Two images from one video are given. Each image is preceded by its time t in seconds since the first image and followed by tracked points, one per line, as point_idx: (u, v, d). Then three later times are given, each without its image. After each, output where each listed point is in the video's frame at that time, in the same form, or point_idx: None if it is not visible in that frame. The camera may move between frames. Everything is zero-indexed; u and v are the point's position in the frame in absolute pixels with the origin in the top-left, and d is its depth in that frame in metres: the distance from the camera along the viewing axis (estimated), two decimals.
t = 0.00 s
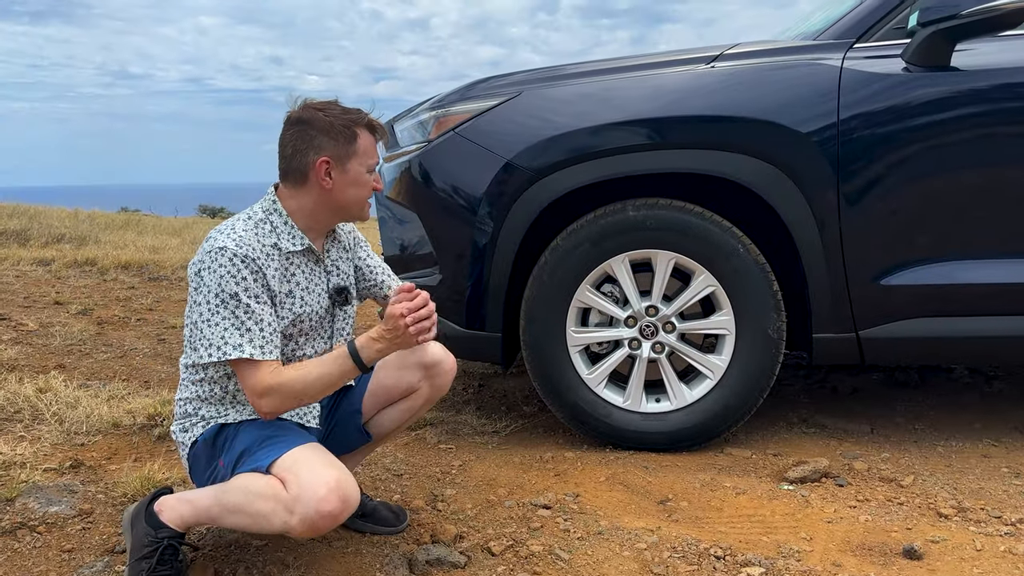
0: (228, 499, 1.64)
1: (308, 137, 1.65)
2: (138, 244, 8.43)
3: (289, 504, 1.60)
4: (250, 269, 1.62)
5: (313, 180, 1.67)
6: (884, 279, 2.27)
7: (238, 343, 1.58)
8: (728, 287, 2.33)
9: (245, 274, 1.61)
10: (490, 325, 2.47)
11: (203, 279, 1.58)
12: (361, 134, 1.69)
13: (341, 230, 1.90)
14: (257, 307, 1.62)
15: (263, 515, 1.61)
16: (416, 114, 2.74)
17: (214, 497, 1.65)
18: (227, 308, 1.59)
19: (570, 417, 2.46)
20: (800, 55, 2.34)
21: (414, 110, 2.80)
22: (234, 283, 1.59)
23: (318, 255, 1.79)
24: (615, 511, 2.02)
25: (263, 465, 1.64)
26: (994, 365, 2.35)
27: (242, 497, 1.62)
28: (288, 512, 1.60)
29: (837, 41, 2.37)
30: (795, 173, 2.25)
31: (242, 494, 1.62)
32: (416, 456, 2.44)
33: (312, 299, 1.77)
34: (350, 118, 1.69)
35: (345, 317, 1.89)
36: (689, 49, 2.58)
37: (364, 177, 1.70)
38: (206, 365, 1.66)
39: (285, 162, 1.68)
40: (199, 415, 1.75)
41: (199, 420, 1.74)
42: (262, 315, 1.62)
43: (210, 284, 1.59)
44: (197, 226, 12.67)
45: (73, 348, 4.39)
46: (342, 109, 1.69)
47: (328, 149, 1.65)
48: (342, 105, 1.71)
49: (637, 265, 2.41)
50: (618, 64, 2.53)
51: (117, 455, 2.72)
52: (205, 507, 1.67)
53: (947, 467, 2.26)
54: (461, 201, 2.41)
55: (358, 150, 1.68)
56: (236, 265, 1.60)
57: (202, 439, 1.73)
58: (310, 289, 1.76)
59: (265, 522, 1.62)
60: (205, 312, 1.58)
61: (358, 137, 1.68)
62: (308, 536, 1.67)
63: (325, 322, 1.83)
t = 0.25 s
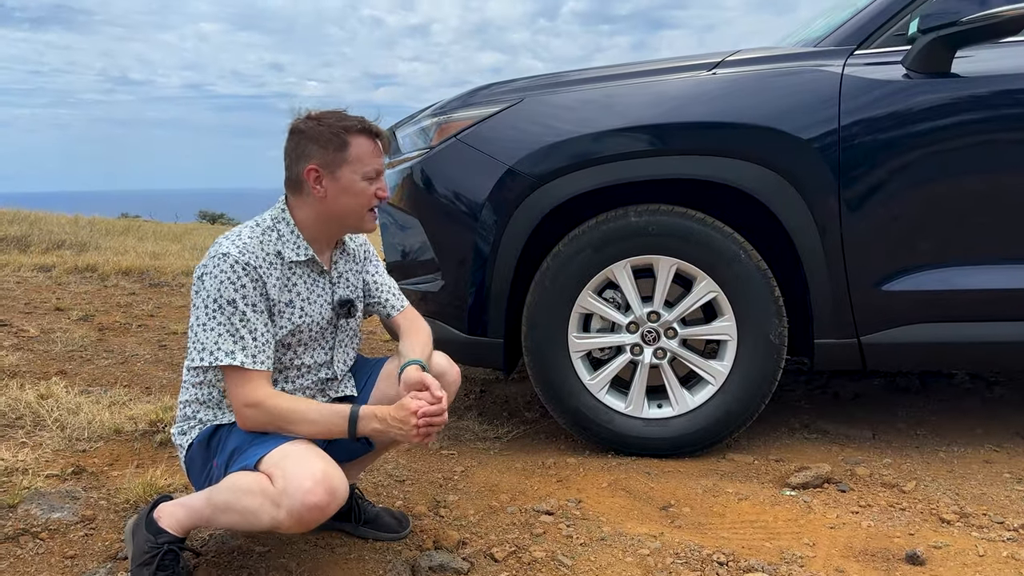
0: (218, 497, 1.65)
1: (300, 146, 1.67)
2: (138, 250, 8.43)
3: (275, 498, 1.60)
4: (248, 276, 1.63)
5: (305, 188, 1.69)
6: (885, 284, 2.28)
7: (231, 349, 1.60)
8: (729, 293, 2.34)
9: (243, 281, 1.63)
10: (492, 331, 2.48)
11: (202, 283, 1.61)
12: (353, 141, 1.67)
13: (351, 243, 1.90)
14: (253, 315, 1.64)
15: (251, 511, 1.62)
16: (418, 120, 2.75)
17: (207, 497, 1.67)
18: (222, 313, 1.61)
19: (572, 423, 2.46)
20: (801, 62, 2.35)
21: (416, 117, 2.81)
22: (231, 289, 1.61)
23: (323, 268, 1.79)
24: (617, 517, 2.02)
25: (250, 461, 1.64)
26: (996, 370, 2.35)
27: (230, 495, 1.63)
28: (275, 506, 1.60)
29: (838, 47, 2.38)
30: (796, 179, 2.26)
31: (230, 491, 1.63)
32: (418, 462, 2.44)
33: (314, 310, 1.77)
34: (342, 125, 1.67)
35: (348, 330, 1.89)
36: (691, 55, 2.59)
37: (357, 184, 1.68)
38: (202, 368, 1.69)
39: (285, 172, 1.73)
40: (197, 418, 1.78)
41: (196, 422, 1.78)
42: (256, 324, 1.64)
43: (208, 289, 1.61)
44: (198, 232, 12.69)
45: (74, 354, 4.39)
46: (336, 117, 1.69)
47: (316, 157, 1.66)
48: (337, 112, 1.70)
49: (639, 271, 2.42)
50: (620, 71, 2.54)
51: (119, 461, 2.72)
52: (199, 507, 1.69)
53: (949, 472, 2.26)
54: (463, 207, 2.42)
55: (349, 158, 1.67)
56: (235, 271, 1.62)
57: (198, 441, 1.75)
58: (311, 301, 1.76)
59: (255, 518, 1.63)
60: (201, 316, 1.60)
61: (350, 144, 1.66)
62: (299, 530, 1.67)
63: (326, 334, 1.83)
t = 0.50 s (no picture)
0: (214, 499, 1.65)
1: (286, 152, 1.68)
2: (134, 255, 8.41)
3: (271, 498, 1.59)
4: (241, 281, 1.63)
5: (291, 194, 1.69)
6: (881, 287, 2.28)
7: (221, 354, 1.60)
8: (725, 296, 2.34)
9: (236, 286, 1.63)
10: (488, 334, 2.47)
11: (195, 287, 1.61)
12: (334, 146, 1.66)
13: (348, 249, 1.89)
14: (244, 320, 1.64)
15: (247, 512, 1.61)
16: (414, 124, 2.75)
17: (202, 499, 1.67)
18: (214, 318, 1.61)
19: (569, 426, 2.46)
20: (796, 65, 2.36)
21: (413, 120, 2.81)
22: (222, 294, 1.61)
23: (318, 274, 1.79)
24: (615, 520, 2.02)
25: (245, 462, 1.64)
26: (992, 373, 2.36)
27: (226, 496, 1.63)
28: (270, 504, 1.60)
29: (834, 51, 2.39)
30: (792, 183, 2.26)
31: (226, 492, 1.62)
32: (414, 466, 2.43)
33: (308, 316, 1.77)
34: (324, 130, 1.67)
35: (343, 336, 1.88)
36: (687, 59, 2.60)
37: (339, 190, 1.67)
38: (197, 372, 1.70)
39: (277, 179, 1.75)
40: (193, 420, 1.78)
41: (192, 424, 1.77)
42: (248, 330, 1.64)
43: (201, 293, 1.62)
44: (194, 237, 12.68)
45: (70, 358, 4.38)
46: (321, 122, 1.69)
47: (298, 162, 1.66)
48: (323, 117, 1.70)
49: (635, 274, 2.42)
50: (616, 75, 2.54)
51: (115, 465, 2.71)
52: (195, 509, 1.68)
53: (946, 475, 2.27)
54: (459, 211, 2.42)
55: (330, 163, 1.66)
56: (227, 276, 1.62)
57: (193, 443, 1.75)
58: (305, 306, 1.76)
59: (249, 517, 1.62)
60: (193, 321, 1.61)
61: (331, 150, 1.66)
62: (294, 529, 1.66)
63: (321, 340, 1.83)
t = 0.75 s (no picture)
0: (206, 502, 1.63)
1: (284, 158, 1.67)
2: (128, 258, 8.38)
3: (264, 499, 1.59)
4: (232, 285, 1.63)
5: (290, 200, 1.68)
6: (875, 289, 2.29)
7: (212, 359, 1.59)
8: (720, 299, 2.34)
9: (227, 290, 1.62)
10: (483, 337, 2.47)
11: (186, 292, 1.61)
12: (336, 152, 1.66)
13: (341, 252, 1.88)
14: (235, 325, 1.63)
15: (239, 514, 1.61)
16: (409, 126, 2.74)
17: (195, 501, 1.65)
18: (206, 323, 1.60)
19: (564, 429, 2.45)
20: (790, 68, 2.37)
21: (407, 122, 2.80)
22: (213, 299, 1.61)
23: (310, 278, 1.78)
24: (609, 523, 2.01)
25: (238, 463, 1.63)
26: (986, 374, 2.36)
27: (218, 499, 1.62)
28: (262, 505, 1.59)
29: (827, 53, 2.39)
30: (786, 185, 2.26)
31: (217, 494, 1.61)
32: (408, 469, 2.42)
33: (300, 320, 1.76)
34: (325, 136, 1.66)
35: (336, 340, 1.87)
36: (681, 62, 2.60)
37: (341, 196, 1.67)
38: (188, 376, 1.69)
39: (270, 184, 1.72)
40: (185, 423, 1.76)
41: (184, 427, 1.76)
42: (239, 335, 1.64)
43: (192, 298, 1.61)
44: (188, 240, 12.64)
45: (62, 362, 4.35)
46: (320, 128, 1.68)
47: (299, 168, 1.65)
48: (322, 123, 1.69)
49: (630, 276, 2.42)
50: (610, 77, 2.54)
51: (106, 469, 2.69)
52: (187, 511, 1.67)
53: (940, 477, 2.27)
54: (454, 214, 2.42)
55: (333, 169, 1.65)
56: (218, 281, 1.62)
57: (186, 446, 1.73)
58: (297, 311, 1.75)
59: (242, 519, 1.61)
60: (184, 326, 1.60)
61: (332, 156, 1.65)
62: (286, 531, 1.65)
63: (313, 345, 1.82)
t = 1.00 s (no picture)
0: (197, 507, 1.63)
1: (277, 162, 1.66)
2: (120, 260, 8.35)
3: (255, 503, 1.58)
4: (222, 289, 1.63)
5: (283, 204, 1.67)
6: (867, 291, 2.29)
7: (202, 364, 1.59)
8: (712, 301, 2.34)
9: (216, 295, 1.62)
10: (475, 340, 2.46)
11: (175, 297, 1.60)
12: (329, 156, 1.65)
13: (330, 254, 1.88)
14: (225, 330, 1.63)
15: (231, 518, 1.60)
16: (401, 128, 2.74)
17: (185, 506, 1.65)
18: (195, 328, 1.60)
19: (556, 432, 2.45)
20: (782, 71, 2.37)
21: (399, 125, 2.80)
22: (203, 304, 1.60)
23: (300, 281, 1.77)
24: (602, 526, 2.01)
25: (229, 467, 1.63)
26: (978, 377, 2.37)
27: (210, 504, 1.61)
28: (254, 510, 1.58)
29: (819, 56, 2.40)
30: (778, 188, 2.27)
31: (209, 499, 1.61)
32: (400, 473, 2.41)
33: (290, 324, 1.75)
34: (318, 140, 1.66)
35: (327, 343, 1.86)
36: (674, 64, 2.60)
37: (334, 200, 1.67)
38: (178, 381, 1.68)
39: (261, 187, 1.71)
40: (176, 428, 1.75)
41: (175, 432, 1.75)
42: (229, 339, 1.63)
43: (181, 302, 1.61)
44: (180, 242, 12.58)
45: (52, 365, 4.32)
46: (312, 131, 1.68)
47: (292, 172, 1.64)
48: (314, 126, 1.68)
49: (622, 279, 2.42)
50: (603, 80, 2.54)
51: (97, 473, 2.67)
52: (178, 517, 1.66)
53: (932, 479, 2.27)
54: (447, 216, 2.41)
55: (326, 173, 1.65)
56: (208, 285, 1.61)
57: (176, 451, 1.72)
58: (287, 315, 1.75)
59: (233, 524, 1.60)
60: (174, 331, 1.60)
61: (326, 159, 1.65)
62: (278, 536, 1.65)
63: (304, 348, 1.81)
